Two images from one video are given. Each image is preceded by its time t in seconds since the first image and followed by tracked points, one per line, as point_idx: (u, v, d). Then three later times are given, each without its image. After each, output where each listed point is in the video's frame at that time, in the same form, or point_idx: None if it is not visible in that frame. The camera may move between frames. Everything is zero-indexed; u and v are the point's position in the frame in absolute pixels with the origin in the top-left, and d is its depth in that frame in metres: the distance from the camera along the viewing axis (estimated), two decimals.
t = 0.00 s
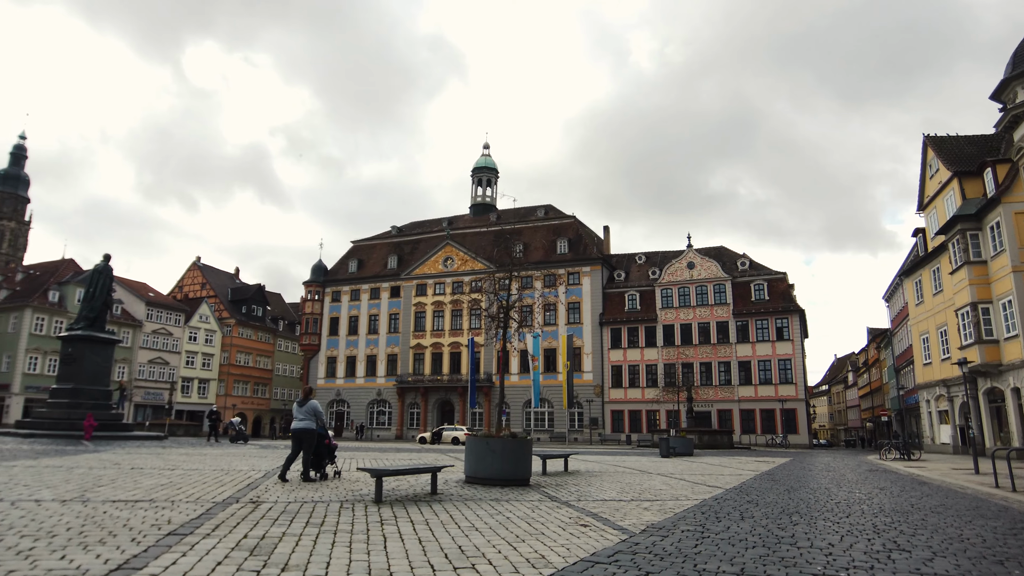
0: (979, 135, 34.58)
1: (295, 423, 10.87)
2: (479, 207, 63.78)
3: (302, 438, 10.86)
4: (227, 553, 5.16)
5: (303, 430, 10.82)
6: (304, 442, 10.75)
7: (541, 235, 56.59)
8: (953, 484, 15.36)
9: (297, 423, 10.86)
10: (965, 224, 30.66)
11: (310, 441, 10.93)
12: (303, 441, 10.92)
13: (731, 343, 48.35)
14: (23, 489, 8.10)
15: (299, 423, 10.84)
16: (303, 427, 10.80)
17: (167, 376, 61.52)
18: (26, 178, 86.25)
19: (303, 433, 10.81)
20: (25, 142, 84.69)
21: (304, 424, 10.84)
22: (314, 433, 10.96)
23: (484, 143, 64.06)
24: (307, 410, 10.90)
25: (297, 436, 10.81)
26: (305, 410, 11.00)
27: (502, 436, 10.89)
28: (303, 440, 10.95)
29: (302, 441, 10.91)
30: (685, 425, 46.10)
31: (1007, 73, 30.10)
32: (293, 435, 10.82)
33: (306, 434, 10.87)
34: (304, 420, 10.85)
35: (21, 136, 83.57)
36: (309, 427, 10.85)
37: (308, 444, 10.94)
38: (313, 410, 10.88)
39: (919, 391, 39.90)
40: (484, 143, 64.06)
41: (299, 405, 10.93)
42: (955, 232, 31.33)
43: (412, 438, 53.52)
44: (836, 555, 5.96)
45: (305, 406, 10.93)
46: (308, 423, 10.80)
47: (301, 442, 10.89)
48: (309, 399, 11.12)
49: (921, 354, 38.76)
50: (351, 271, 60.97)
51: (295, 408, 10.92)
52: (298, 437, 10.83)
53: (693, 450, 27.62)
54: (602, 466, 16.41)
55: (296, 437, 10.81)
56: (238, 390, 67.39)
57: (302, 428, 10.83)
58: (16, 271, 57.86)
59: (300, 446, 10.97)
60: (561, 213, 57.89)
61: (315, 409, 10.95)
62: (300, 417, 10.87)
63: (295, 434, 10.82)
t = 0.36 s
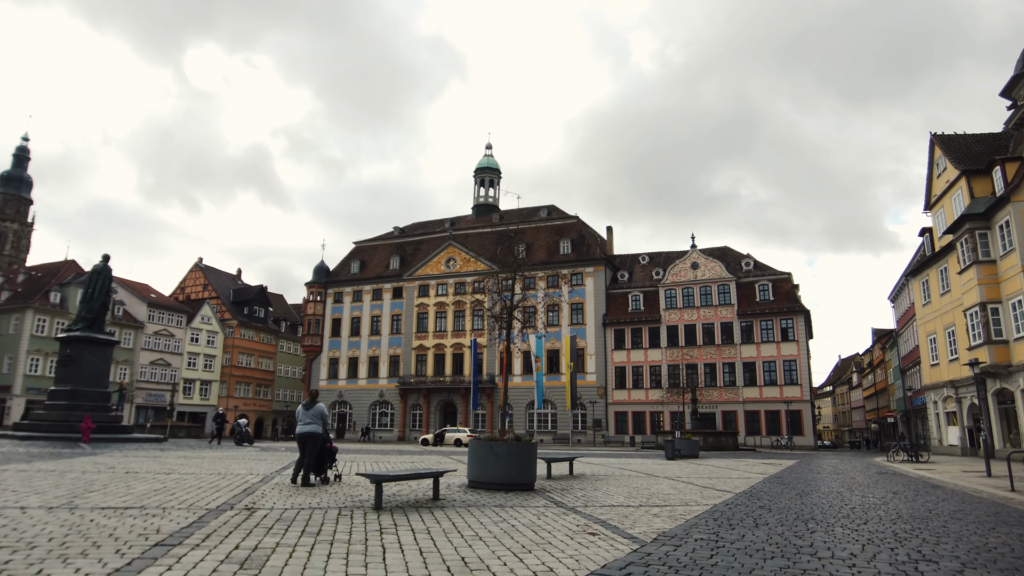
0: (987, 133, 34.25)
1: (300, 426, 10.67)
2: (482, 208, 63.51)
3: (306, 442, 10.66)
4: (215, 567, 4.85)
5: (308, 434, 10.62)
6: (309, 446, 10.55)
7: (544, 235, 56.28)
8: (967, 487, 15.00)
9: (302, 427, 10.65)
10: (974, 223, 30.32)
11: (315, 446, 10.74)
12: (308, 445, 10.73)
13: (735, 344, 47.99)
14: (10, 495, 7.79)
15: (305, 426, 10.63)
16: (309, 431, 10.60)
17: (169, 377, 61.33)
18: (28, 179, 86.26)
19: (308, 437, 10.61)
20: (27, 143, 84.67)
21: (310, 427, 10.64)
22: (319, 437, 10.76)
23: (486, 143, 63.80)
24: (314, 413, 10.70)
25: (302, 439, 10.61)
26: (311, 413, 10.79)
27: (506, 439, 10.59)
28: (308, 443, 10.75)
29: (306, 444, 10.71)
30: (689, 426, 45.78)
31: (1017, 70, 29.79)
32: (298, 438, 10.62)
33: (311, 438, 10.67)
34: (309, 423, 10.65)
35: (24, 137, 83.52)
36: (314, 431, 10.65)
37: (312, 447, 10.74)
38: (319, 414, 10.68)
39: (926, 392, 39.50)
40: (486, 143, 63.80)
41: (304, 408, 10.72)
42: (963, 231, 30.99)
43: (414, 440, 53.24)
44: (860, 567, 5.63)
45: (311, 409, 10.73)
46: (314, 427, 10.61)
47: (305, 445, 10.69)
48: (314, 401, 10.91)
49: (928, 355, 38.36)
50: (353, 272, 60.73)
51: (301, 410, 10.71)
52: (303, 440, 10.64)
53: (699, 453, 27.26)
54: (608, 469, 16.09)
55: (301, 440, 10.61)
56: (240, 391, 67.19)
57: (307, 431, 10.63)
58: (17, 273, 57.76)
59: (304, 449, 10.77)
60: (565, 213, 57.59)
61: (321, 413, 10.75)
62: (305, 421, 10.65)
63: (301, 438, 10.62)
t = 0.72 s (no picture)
0: (993, 130, 33.90)
1: (299, 426, 10.41)
2: (482, 207, 63.17)
3: (305, 443, 10.40)
4: None
5: (307, 435, 10.35)
6: (308, 447, 10.28)
7: (546, 234, 55.94)
8: (979, 488, 14.64)
9: (301, 427, 10.39)
10: (981, 220, 29.96)
11: (313, 446, 10.47)
12: (306, 446, 10.46)
13: (738, 344, 47.64)
14: None
15: (303, 427, 10.37)
16: (308, 431, 10.34)
17: (168, 378, 61.06)
18: (28, 180, 86.03)
19: (307, 438, 10.35)
20: (27, 144, 84.40)
21: (309, 427, 10.37)
22: (318, 437, 10.50)
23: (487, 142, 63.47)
24: (313, 414, 10.44)
25: (301, 440, 10.35)
26: (311, 413, 10.54)
27: (508, 439, 10.29)
28: (307, 444, 10.49)
29: (306, 445, 10.45)
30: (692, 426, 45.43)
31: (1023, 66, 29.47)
32: (297, 438, 10.36)
33: (310, 438, 10.40)
34: (308, 424, 10.39)
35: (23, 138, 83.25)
36: (313, 432, 10.38)
37: (311, 448, 10.47)
38: (318, 414, 10.42)
39: (932, 391, 39.14)
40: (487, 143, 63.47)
41: (304, 407, 10.47)
42: (970, 228, 30.63)
43: (415, 440, 52.91)
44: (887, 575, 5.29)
45: (311, 409, 10.47)
46: (313, 428, 10.34)
47: (304, 446, 10.43)
48: (315, 401, 10.65)
49: (934, 354, 38.00)
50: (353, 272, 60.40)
51: (300, 410, 10.46)
52: (302, 441, 10.38)
53: (703, 454, 26.92)
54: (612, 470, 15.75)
55: (300, 441, 10.36)
56: (240, 392, 66.92)
57: (306, 432, 10.36)
58: (16, 273, 57.51)
59: (303, 449, 10.51)
60: (566, 213, 57.24)
61: (321, 412, 10.49)
62: (305, 421, 10.39)
63: (299, 438, 10.37)
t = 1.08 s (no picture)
0: (1002, 127, 33.53)
1: (304, 428, 10.15)
2: (486, 207, 62.88)
3: (309, 445, 10.13)
4: None
5: (311, 437, 10.08)
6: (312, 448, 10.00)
7: (550, 235, 55.61)
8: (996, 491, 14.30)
9: (306, 429, 10.14)
10: (991, 218, 29.60)
11: (318, 448, 10.20)
12: (311, 448, 10.20)
13: (744, 345, 47.27)
14: None
15: (308, 428, 10.11)
16: (312, 433, 10.08)
17: (171, 380, 60.88)
18: (32, 182, 86.02)
19: (311, 439, 10.08)
20: (31, 146, 84.38)
21: (313, 429, 10.10)
22: (323, 439, 10.22)
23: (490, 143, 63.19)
24: (317, 415, 10.19)
25: (306, 442, 10.08)
26: (315, 415, 10.30)
27: (515, 442, 9.97)
28: (311, 446, 10.21)
29: (310, 447, 10.18)
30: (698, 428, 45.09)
31: None
32: (302, 440, 10.09)
33: (314, 440, 10.12)
34: (313, 425, 10.13)
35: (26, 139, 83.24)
36: (318, 433, 10.11)
37: (315, 450, 10.20)
38: (323, 415, 10.17)
39: (940, 392, 38.73)
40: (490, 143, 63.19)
41: (308, 408, 10.23)
42: (979, 227, 30.25)
43: (418, 442, 52.62)
44: None
45: (315, 410, 10.23)
46: (317, 429, 10.08)
47: (308, 447, 10.16)
48: (319, 403, 10.41)
49: (942, 355, 37.59)
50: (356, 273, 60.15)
51: (304, 411, 10.22)
52: (306, 443, 10.11)
53: (710, 455, 26.57)
54: (620, 473, 15.43)
55: (305, 443, 10.09)
56: (242, 394, 66.70)
57: (311, 433, 10.10)
58: (19, 275, 57.43)
59: (308, 452, 10.24)
60: (569, 213, 56.94)
61: (325, 413, 10.24)
62: (309, 422, 10.15)
63: (304, 440, 10.10)
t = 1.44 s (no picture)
0: (1015, 125, 33.10)
1: (311, 429, 9.91)
2: (491, 208, 62.61)
3: (318, 445, 9.89)
4: None
5: (320, 437, 9.83)
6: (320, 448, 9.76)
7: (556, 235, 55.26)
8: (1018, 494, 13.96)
9: (313, 430, 9.89)
10: (1005, 217, 29.16)
11: (326, 449, 9.93)
12: (319, 449, 9.94)
13: (752, 345, 46.87)
14: None
15: (316, 429, 9.87)
16: (321, 434, 9.83)
17: (176, 381, 60.78)
18: (38, 183, 86.15)
19: (319, 440, 9.83)
20: (37, 147, 84.52)
21: (322, 430, 9.86)
22: (332, 440, 9.97)
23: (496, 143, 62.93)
24: (325, 415, 9.95)
25: (314, 442, 9.84)
26: (323, 415, 10.05)
27: (527, 444, 9.69)
28: (319, 447, 9.96)
29: (318, 448, 9.93)
30: (705, 429, 44.71)
31: None
32: (309, 441, 9.85)
33: (323, 442, 9.88)
34: (321, 426, 9.88)
35: (33, 140, 83.46)
36: (326, 434, 9.86)
37: (324, 452, 9.94)
38: (331, 416, 9.91)
39: (952, 393, 38.28)
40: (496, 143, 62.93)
41: (315, 409, 9.99)
42: (993, 226, 29.82)
43: (423, 443, 52.37)
44: None
45: (323, 411, 9.98)
46: (326, 430, 9.82)
47: (316, 449, 9.91)
48: (327, 404, 10.18)
49: (954, 355, 37.15)
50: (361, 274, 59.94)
51: (312, 412, 9.99)
52: (314, 443, 9.87)
53: (720, 457, 26.21)
54: (632, 475, 15.12)
55: (312, 443, 9.85)
56: (248, 395, 66.57)
57: (319, 434, 9.84)
58: (25, 275, 57.40)
59: (316, 454, 9.99)
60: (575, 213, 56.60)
61: (333, 414, 9.99)
62: (318, 423, 9.90)
63: (312, 440, 9.85)
